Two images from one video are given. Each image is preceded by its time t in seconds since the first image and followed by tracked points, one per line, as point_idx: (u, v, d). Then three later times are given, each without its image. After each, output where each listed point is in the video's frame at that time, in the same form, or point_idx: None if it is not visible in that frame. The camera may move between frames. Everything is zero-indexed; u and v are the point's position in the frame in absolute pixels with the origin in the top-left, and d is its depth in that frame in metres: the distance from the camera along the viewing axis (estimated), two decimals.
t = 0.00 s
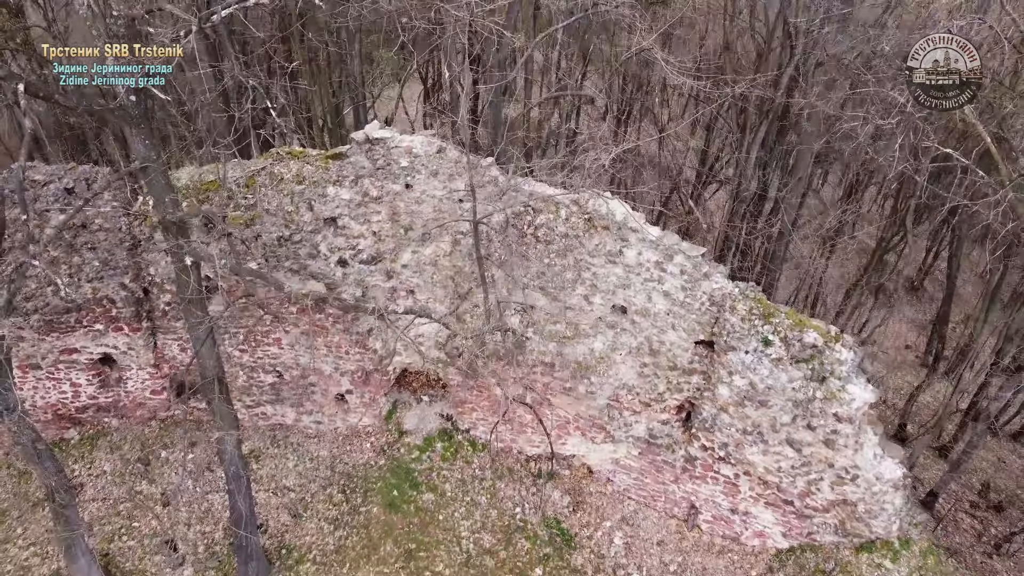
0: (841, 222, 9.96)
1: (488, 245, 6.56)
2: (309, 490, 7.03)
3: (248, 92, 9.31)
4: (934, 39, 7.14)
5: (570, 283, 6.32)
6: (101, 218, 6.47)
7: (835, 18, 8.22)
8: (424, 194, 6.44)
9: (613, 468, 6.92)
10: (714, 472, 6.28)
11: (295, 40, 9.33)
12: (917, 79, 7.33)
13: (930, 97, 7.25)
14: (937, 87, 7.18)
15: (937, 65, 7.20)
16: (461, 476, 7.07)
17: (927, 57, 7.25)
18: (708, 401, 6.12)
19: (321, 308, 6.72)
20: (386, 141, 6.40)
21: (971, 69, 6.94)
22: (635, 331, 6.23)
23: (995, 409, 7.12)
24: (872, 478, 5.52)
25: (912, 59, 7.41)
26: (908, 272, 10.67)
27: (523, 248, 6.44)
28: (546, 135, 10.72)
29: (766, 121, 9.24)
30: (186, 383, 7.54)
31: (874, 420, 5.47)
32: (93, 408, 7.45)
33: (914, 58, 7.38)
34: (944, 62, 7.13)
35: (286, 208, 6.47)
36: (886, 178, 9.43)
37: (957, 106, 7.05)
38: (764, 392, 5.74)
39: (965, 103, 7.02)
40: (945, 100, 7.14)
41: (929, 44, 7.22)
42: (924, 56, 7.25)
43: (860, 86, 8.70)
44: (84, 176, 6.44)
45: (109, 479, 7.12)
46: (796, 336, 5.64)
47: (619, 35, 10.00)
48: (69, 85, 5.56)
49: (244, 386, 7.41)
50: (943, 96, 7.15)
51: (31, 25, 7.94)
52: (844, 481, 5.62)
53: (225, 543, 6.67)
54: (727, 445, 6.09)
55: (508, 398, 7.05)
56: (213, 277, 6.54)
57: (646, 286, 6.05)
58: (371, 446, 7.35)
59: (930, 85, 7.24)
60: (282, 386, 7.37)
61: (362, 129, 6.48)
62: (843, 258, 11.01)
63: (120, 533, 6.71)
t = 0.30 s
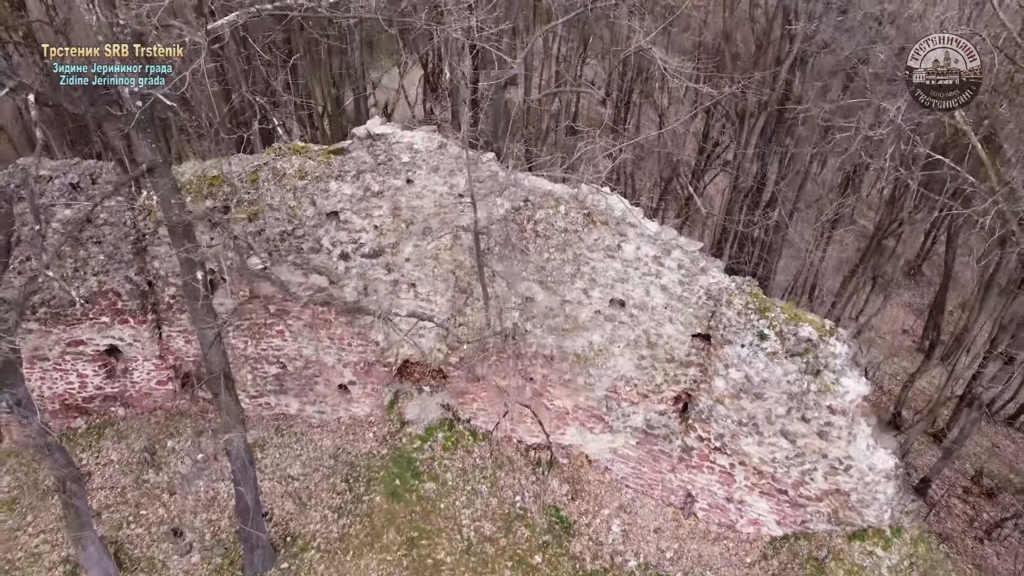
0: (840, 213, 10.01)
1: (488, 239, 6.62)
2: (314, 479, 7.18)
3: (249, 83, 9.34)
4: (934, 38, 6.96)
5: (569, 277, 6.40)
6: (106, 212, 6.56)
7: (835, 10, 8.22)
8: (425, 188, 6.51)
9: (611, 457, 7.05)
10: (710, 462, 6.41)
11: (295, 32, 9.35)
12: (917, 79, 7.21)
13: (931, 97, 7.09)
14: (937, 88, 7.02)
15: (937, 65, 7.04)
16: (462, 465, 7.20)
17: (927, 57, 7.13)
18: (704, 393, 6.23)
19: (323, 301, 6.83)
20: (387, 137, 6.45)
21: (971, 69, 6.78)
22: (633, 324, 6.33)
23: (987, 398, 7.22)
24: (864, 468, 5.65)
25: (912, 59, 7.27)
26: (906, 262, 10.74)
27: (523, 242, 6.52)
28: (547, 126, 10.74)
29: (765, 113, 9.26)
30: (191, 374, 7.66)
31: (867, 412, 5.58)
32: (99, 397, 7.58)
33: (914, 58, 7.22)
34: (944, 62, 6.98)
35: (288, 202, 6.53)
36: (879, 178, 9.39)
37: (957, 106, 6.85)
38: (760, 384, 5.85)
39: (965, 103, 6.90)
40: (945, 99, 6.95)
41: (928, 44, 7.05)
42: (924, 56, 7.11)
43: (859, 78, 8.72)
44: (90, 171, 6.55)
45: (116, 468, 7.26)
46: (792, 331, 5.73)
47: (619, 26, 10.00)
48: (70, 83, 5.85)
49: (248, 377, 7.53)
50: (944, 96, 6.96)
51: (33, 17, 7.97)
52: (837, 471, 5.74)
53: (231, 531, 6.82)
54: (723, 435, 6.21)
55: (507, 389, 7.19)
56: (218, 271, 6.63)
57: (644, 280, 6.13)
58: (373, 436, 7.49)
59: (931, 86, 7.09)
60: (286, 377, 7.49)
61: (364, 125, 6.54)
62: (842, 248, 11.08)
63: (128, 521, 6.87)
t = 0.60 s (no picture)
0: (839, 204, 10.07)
1: (488, 232, 6.70)
2: (317, 467, 7.32)
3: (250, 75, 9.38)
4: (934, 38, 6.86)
5: (568, 270, 6.49)
6: (110, 205, 6.65)
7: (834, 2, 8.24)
8: (426, 183, 6.60)
9: (609, 446, 7.18)
10: (706, 451, 6.54)
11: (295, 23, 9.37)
12: (917, 79, 7.11)
13: (930, 98, 7.04)
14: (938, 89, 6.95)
15: (937, 65, 6.96)
16: (462, 453, 7.34)
17: (927, 57, 7.02)
18: (701, 384, 6.33)
19: (326, 293, 6.94)
20: (388, 132, 6.56)
21: (971, 69, 6.71)
22: (631, 316, 6.42)
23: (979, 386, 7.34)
24: (857, 458, 5.77)
25: (911, 59, 7.14)
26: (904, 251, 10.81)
27: (522, 236, 6.61)
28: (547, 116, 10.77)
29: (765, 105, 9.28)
30: (196, 364, 7.79)
31: (859, 402, 5.70)
32: (105, 387, 7.71)
33: (914, 58, 7.12)
34: (944, 62, 6.89)
35: (291, 196, 6.62)
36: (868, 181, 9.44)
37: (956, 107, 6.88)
38: (755, 376, 5.96)
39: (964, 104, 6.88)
40: (945, 100, 6.94)
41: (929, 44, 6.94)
42: (924, 55, 7.00)
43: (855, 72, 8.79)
44: (95, 165, 6.62)
45: (123, 456, 7.41)
46: (787, 323, 5.84)
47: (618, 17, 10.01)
48: (68, 84, 6.37)
49: (252, 368, 7.66)
50: (945, 97, 6.93)
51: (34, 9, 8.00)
52: (831, 460, 5.87)
53: (237, 518, 6.98)
54: (719, 426, 6.33)
55: (507, 379, 7.30)
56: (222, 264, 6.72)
57: (642, 273, 6.22)
58: (375, 425, 7.63)
59: (930, 86, 7.02)
60: (289, 367, 7.61)
61: (364, 120, 6.64)
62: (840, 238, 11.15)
63: (136, 509, 7.04)
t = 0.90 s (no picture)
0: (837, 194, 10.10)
1: (488, 226, 6.78)
2: (321, 454, 7.48)
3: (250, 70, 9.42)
4: (934, 38, 6.85)
5: (567, 263, 6.58)
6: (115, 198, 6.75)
7: None
8: (427, 177, 6.65)
9: (607, 434, 7.32)
10: (702, 440, 6.67)
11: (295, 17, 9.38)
12: (917, 79, 7.08)
13: (931, 97, 7.09)
14: (939, 89, 6.99)
15: (937, 65, 6.94)
16: (463, 442, 7.49)
17: (926, 56, 6.97)
18: (697, 375, 6.45)
19: (328, 285, 7.05)
20: (390, 127, 6.54)
21: (971, 69, 6.78)
22: (629, 308, 6.52)
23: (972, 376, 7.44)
24: (850, 447, 5.90)
25: (910, 58, 7.05)
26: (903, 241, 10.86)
27: (522, 229, 6.69)
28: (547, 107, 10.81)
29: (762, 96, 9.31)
30: (201, 353, 7.92)
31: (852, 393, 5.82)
32: (112, 376, 7.84)
33: (913, 57, 7.04)
34: (944, 62, 6.90)
35: (293, 190, 6.70)
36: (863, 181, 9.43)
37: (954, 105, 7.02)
38: (750, 367, 6.07)
39: (963, 103, 7.00)
40: (944, 100, 7.02)
41: (929, 44, 6.92)
42: (924, 56, 6.95)
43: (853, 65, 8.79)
44: (98, 159, 6.70)
45: (129, 445, 7.56)
46: (782, 317, 5.91)
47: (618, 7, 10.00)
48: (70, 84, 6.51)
49: (255, 358, 7.77)
50: (944, 96, 7.01)
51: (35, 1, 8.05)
52: (824, 450, 6.01)
53: (242, 505, 7.14)
54: (714, 415, 6.46)
55: (507, 369, 7.41)
56: (226, 257, 6.81)
57: (639, 266, 6.31)
58: (377, 414, 7.77)
59: (931, 85, 7.02)
60: (292, 357, 7.73)
61: (366, 115, 6.61)
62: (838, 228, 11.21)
63: (143, 496, 7.20)
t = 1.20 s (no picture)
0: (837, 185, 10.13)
1: (488, 219, 6.86)
2: (324, 442, 7.63)
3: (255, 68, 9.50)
4: (934, 38, 6.86)
5: (566, 256, 6.67)
6: (120, 192, 6.85)
7: None
8: (428, 171, 6.77)
9: (605, 422, 7.46)
10: (698, 428, 6.81)
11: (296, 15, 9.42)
12: (917, 79, 7.05)
13: (931, 98, 7.02)
14: (938, 89, 6.95)
15: (937, 65, 6.91)
16: (464, 430, 7.64)
17: (926, 56, 6.97)
18: (693, 365, 6.56)
19: (331, 276, 7.15)
20: (391, 122, 6.69)
21: (971, 69, 6.77)
22: (627, 300, 6.62)
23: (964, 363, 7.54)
24: (842, 436, 6.03)
25: (911, 58, 7.02)
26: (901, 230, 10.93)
27: (522, 222, 6.77)
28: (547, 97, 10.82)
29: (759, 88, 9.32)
30: (205, 343, 8.05)
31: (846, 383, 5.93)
32: (118, 365, 7.98)
33: (913, 57, 7.01)
34: (944, 62, 6.88)
35: (296, 184, 6.79)
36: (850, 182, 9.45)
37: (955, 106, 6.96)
38: (745, 359, 6.19)
39: (964, 104, 6.94)
40: (945, 100, 6.97)
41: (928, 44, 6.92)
42: (924, 56, 6.94)
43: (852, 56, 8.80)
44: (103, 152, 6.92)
45: (135, 433, 7.72)
46: (777, 309, 6.03)
47: None
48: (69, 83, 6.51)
49: (259, 348, 7.90)
50: (945, 96, 6.96)
51: None
52: (817, 439, 6.14)
53: (247, 492, 7.31)
54: (710, 405, 6.58)
55: (507, 360, 7.52)
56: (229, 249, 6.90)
57: (637, 259, 6.40)
58: (379, 402, 7.92)
59: (931, 85, 6.98)
60: (295, 347, 7.85)
61: (368, 110, 6.77)
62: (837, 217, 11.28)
63: (150, 483, 7.37)
